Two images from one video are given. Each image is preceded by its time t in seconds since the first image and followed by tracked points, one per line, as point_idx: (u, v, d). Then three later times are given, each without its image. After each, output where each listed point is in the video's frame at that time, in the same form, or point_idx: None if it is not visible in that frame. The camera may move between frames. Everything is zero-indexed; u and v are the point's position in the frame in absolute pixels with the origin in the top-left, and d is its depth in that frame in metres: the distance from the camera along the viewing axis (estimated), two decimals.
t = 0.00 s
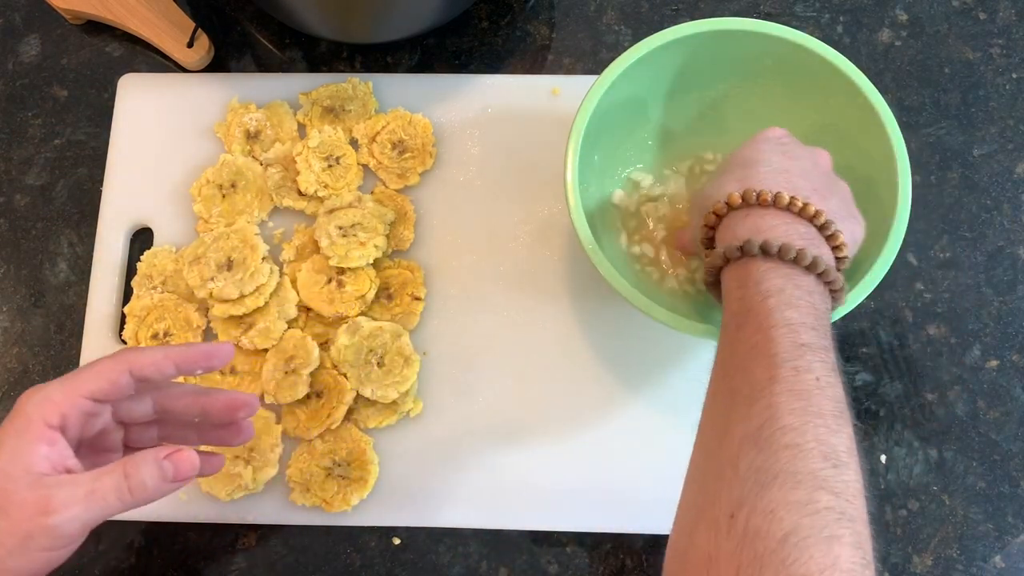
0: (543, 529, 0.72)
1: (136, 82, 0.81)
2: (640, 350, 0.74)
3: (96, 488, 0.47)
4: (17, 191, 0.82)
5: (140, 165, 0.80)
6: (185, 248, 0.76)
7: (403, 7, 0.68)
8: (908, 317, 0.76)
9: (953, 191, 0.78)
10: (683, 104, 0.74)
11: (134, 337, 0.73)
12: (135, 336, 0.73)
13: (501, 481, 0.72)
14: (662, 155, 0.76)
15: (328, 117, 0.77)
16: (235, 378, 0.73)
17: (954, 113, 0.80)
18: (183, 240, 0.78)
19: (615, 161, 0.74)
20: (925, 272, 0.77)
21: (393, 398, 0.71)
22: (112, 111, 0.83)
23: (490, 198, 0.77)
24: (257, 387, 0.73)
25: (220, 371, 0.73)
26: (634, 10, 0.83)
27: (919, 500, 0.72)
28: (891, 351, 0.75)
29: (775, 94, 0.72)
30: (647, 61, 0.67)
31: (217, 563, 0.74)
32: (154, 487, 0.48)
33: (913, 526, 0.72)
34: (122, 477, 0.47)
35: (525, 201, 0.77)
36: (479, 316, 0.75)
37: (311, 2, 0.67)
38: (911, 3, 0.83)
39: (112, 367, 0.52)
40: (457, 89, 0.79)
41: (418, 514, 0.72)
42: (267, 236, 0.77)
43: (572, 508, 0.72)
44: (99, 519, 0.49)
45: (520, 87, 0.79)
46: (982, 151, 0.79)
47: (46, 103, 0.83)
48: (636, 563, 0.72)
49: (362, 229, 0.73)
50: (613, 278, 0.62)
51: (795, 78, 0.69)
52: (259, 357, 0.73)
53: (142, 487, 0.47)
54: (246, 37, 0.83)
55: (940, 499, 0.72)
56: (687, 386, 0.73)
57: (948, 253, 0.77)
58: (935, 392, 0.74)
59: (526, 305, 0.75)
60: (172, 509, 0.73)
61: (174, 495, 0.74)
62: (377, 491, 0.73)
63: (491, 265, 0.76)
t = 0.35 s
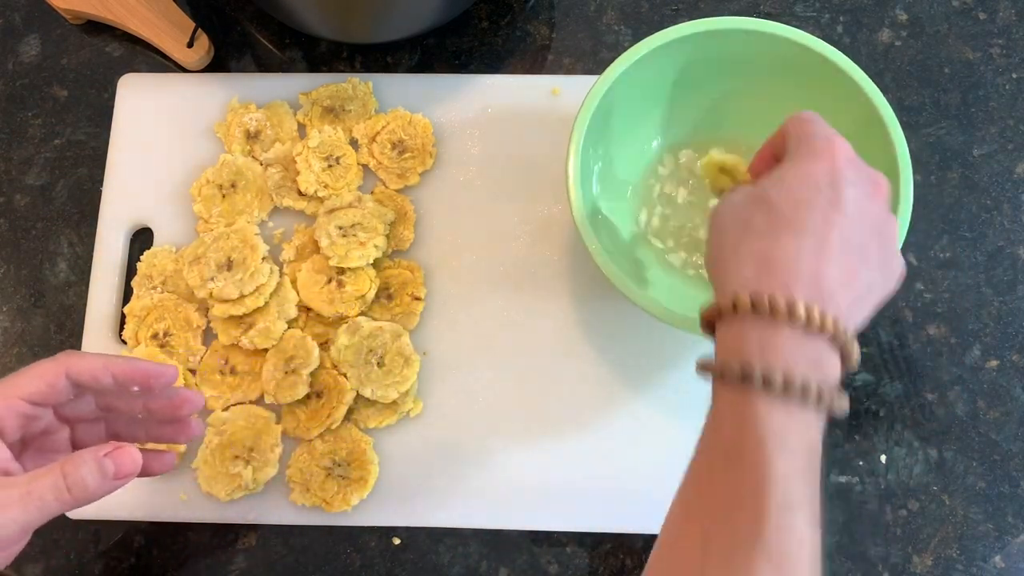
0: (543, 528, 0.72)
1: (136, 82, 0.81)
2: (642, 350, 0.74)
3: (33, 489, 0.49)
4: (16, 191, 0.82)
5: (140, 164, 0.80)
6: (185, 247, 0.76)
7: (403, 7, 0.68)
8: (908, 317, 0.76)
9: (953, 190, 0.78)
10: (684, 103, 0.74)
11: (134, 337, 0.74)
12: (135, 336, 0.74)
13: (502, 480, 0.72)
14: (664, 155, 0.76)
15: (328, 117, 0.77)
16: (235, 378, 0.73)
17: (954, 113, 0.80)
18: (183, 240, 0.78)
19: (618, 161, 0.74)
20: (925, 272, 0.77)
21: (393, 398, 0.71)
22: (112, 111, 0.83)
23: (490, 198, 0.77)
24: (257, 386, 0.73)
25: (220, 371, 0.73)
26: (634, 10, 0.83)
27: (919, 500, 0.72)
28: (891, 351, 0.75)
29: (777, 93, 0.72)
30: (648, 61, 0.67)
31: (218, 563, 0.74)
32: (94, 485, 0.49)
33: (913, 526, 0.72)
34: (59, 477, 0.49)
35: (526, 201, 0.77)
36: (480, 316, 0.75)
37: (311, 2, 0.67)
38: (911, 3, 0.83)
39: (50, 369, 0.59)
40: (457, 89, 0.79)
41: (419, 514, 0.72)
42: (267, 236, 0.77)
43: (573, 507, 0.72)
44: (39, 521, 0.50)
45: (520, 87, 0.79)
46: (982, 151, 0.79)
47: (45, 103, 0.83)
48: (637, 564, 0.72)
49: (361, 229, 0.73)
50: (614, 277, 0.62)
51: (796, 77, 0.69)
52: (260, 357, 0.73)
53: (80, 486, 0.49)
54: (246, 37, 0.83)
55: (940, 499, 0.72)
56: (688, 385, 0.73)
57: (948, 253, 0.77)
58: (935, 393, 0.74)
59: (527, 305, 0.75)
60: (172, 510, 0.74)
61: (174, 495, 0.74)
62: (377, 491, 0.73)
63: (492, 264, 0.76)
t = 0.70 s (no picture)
0: (544, 528, 0.72)
1: (136, 82, 0.81)
2: (641, 350, 0.74)
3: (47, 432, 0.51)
4: (17, 191, 0.82)
5: (140, 164, 0.80)
6: (185, 248, 0.76)
7: (404, 7, 0.68)
8: (908, 317, 0.76)
9: (953, 190, 0.78)
10: (683, 105, 0.74)
11: (134, 337, 0.74)
12: (135, 336, 0.74)
13: (502, 481, 0.72)
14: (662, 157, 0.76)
15: (328, 117, 0.78)
16: (235, 378, 0.73)
17: (954, 114, 0.80)
18: (183, 240, 0.78)
19: (617, 163, 0.74)
20: (925, 272, 0.77)
21: (393, 398, 0.71)
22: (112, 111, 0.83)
23: (490, 198, 0.77)
24: (257, 386, 0.73)
25: (220, 371, 0.73)
26: (634, 10, 0.83)
27: (919, 500, 0.72)
28: (891, 351, 0.75)
29: (776, 95, 0.72)
30: (647, 62, 0.67)
31: (218, 563, 0.74)
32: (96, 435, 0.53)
33: (913, 526, 0.72)
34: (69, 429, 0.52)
35: (526, 201, 0.77)
36: (480, 316, 0.75)
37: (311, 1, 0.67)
38: (911, 3, 0.83)
39: (53, 345, 0.62)
40: (457, 89, 0.79)
41: (419, 514, 0.72)
42: (268, 237, 0.77)
43: (574, 507, 0.72)
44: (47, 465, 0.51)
45: (520, 87, 0.79)
46: (981, 151, 0.79)
47: (46, 103, 0.83)
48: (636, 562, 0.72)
49: (362, 229, 0.73)
50: (612, 275, 0.62)
51: (795, 78, 0.69)
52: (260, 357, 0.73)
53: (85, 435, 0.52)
54: (246, 37, 0.83)
55: (940, 499, 0.72)
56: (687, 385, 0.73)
57: (948, 253, 0.77)
58: (935, 393, 0.74)
59: (527, 306, 0.75)
60: (172, 509, 0.74)
61: (174, 494, 0.74)
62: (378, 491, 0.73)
63: (492, 264, 0.76)
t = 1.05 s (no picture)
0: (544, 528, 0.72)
1: (136, 82, 0.81)
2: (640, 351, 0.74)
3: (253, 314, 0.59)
4: (17, 191, 0.82)
5: (140, 165, 0.80)
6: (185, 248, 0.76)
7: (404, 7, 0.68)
8: (908, 317, 0.76)
9: (953, 190, 0.78)
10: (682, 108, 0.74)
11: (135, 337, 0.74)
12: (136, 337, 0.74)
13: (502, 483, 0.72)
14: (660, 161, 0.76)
15: (328, 116, 0.78)
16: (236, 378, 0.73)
17: (954, 114, 0.80)
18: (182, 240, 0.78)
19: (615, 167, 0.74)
20: (925, 272, 0.77)
21: (393, 397, 0.72)
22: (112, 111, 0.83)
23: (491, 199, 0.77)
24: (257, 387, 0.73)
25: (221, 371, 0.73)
26: (634, 10, 0.83)
27: (919, 500, 0.72)
28: (891, 351, 0.75)
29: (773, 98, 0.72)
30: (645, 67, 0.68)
31: (218, 563, 0.74)
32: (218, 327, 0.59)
33: (913, 526, 0.72)
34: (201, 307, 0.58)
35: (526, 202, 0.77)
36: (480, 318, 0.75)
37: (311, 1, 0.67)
38: (911, 3, 0.83)
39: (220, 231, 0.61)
40: (457, 90, 0.79)
41: (419, 514, 0.73)
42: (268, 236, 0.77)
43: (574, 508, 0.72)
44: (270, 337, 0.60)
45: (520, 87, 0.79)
46: (982, 151, 0.79)
47: (46, 103, 0.83)
48: (636, 562, 0.72)
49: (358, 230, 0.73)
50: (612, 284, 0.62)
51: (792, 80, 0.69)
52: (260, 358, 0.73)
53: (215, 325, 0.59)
54: (246, 37, 0.83)
55: (940, 499, 0.72)
56: (687, 385, 0.74)
57: (948, 253, 0.77)
58: (935, 393, 0.74)
59: (527, 307, 0.75)
60: (173, 509, 0.73)
61: (174, 495, 0.74)
62: (378, 491, 0.73)
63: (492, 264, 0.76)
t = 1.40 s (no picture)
0: (543, 529, 0.72)
1: (136, 82, 0.81)
2: (638, 355, 0.74)
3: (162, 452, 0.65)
4: (17, 191, 0.82)
5: (139, 167, 0.80)
6: (185, 248, 0.76)
7: (405, 8, 0.69)
8: (908, 318, 0.76)
9: (953, 191, 0.78)
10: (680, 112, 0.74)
11: (135, 337, 0.74)
12: (136, 336, 0.74)
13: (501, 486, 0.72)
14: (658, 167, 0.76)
15: (328, 116, 0.78)
16: (235, 378, 0.74)
17: (954, 114, 0.80)
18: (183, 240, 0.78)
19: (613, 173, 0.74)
20: (925, 272, 0.77)
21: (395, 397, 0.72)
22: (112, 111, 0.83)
23: (491, 199, 0.77)
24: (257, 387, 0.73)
25: (221, 371, 0.74)
26: (634, 10, 0.83)
27: (919, 500, 0.72)
28: (891, 351, 0.75)
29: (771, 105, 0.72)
30: (645, 74, 0.68)
31: (218, 563, 0.74)
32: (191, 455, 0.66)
33: (913, 526, 0.72)
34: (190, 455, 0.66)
35: (525, 201, 0.77)
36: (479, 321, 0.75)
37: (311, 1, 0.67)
38: (911, 3, 0.83)
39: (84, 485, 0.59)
40: (458, 89, 0.79)
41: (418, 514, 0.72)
42: (268, 237, 0.77)
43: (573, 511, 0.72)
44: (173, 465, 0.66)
45: (521, 87, 0.79)
46: (982, 151, 0.79)
47: (46, 103, 0.83)
48: (636, 562, 0.72)
49: (351, 229, 0.73)
50: (611, 293, 0.62)
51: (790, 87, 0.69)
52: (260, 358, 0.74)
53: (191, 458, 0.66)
54: (246, 37, 0.83)
55: (940, 499, 0.72)
56: (685, 387, 0.73)
57: (948, 253, 0.77)
58: (935, 393, 0.74)
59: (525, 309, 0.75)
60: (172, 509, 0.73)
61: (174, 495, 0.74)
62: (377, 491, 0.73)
63: (492, 266, 0.76)
